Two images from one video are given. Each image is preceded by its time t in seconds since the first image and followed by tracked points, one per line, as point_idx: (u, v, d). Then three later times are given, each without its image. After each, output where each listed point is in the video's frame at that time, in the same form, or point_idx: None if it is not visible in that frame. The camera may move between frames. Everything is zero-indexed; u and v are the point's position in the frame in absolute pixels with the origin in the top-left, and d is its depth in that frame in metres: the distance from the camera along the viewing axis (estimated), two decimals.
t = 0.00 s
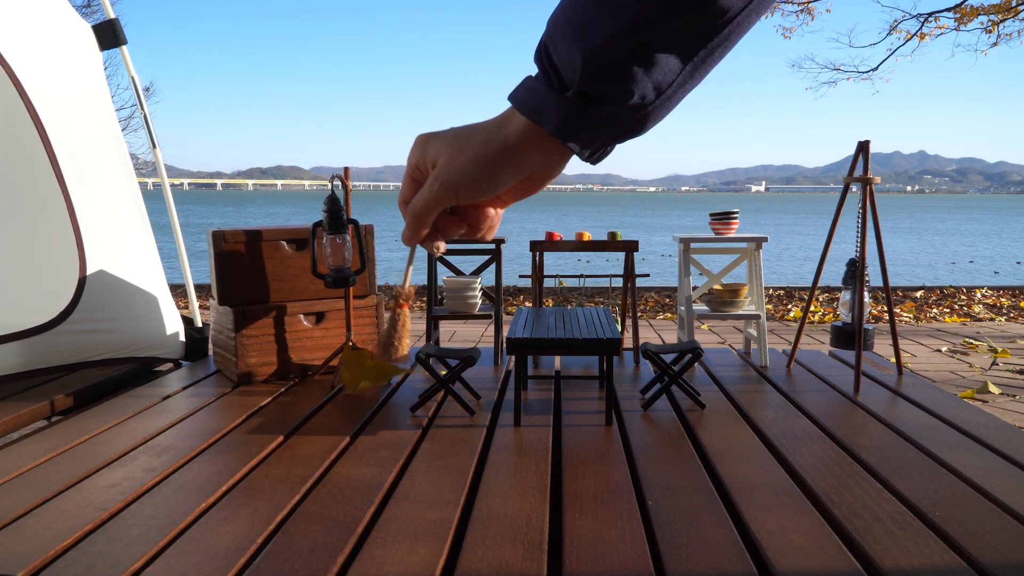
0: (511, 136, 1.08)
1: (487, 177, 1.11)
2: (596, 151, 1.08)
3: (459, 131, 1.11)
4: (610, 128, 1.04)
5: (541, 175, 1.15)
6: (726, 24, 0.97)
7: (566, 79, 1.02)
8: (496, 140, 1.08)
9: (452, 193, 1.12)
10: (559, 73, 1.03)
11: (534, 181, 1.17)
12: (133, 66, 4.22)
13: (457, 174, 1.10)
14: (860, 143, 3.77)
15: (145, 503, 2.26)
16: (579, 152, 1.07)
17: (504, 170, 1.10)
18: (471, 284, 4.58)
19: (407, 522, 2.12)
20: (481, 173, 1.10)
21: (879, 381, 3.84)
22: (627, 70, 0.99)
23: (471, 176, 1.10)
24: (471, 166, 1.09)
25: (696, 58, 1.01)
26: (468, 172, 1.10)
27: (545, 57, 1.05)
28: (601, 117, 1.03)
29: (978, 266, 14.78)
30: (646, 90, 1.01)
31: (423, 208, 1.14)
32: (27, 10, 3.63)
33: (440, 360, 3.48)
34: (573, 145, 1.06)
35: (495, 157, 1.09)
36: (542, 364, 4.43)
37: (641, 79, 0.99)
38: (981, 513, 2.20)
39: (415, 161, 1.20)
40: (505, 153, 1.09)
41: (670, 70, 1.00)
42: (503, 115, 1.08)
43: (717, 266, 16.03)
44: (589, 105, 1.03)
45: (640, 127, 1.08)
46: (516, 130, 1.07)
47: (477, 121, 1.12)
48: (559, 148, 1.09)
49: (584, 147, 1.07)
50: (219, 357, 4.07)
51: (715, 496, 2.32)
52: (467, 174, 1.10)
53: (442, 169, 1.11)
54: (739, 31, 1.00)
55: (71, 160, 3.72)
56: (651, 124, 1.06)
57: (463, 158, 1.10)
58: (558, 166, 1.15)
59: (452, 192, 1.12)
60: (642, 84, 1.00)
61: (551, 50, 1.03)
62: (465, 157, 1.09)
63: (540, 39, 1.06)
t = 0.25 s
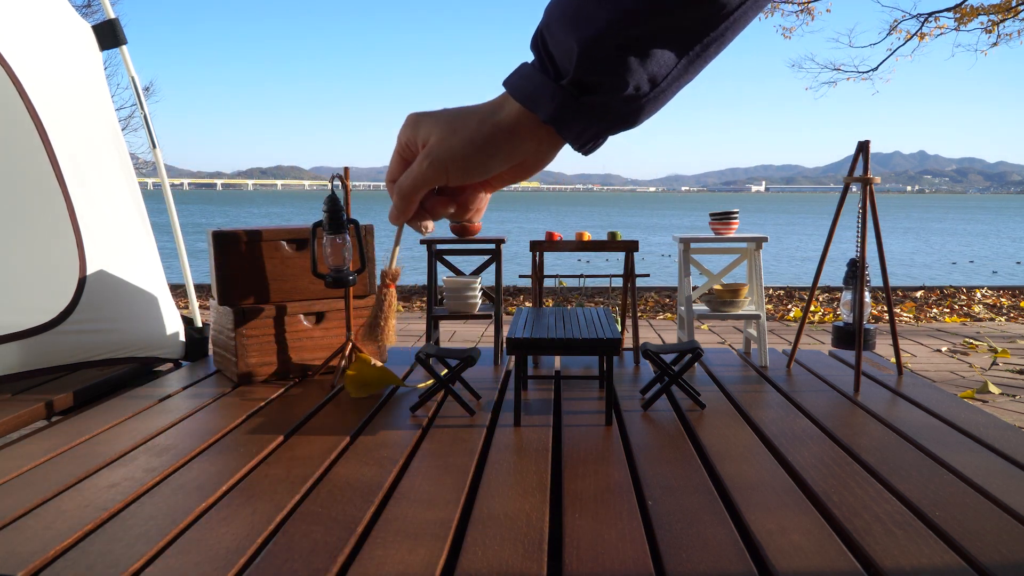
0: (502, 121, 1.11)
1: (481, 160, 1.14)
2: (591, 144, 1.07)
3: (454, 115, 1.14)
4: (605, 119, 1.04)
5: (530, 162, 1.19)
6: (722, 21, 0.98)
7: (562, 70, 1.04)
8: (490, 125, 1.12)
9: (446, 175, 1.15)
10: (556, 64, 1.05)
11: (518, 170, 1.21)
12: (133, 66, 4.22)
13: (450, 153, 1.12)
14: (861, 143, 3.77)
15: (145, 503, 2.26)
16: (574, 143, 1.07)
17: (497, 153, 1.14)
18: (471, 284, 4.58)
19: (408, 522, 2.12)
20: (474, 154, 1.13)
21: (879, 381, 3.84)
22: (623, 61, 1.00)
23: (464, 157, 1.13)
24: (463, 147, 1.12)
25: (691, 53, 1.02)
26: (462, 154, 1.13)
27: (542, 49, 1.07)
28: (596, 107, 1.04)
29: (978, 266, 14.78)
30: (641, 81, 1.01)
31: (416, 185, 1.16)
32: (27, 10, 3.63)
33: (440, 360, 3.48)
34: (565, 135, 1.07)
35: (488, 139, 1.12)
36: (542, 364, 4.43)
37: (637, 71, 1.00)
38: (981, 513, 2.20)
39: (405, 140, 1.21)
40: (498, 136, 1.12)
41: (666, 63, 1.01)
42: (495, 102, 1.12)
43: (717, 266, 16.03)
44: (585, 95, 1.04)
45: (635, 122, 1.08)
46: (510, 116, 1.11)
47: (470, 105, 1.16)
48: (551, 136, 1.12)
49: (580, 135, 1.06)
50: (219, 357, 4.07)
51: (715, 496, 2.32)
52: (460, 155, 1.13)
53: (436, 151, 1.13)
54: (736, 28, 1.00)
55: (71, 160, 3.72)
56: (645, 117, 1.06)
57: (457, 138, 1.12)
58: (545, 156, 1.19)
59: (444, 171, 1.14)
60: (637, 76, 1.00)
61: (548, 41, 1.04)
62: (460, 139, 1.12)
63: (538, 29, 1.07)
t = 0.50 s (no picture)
0: (512, 156, 0.97)
1: (489, 198, 0.98)
2: (592, 164, 0.99)
3: (455, 152, 0.98)
4: (605, 140, 0.97)
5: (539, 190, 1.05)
6: (720, 33, 0.94)
7: (561, 92, 0.95)
8: (495, 159, 0.96)
9: (452, 223, 0.99)
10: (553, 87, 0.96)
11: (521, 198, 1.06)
12: (133, 66, 4.22)
13: (457, 199, 0.97)
14: (861, 143, 3.78)
15: (145, 503, 2.26)
16: (576, 167, 0.97)
17: (506, 188, 0.99)
18: (471, 284, 4.58)
19: (408, 522, 2.12)
20: (480, 195, 0.98)
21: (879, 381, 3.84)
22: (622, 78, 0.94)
23: (472, 201, 0.97)
24: (472, 191, 0.97)
25: (690, 67, 0.96)
26: (468, 196, 0.97)
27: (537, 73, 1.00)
28: (597, 128, 0.96)
29: (978, 266, 14.78)
30: (642, 100, 0.95)
31: (419, 236, 1.00)
32: (27, 10, 3.63)
33: (440, 360, 3.48)
34: (571, 156, 0.95)
35: (495, 177, 0.97)
36: (542, 364, 4.43)
37: (637, 88, 0.94)
38: (981, 513, 2.20)
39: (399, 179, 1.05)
40: (506, 174, 0.97)
41: (665, 79, 0.95)
42: (499, 132, 0.97)
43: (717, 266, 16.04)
44: (584, 117, 0.95)
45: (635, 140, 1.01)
46: (515, 148, 0.96)
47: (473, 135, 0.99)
48: (555, 160, 0.98)
49: (583, 160, 0.97)
50: (219, 357, 4.07)
51: (715, 496, 2.32)
52: (468, 197, 0.97)
53: (439, 197, 0.98)
54: (733, 38, 0.96)
55: (71, 160, 3.73)
56: (646, 136, 1.00)
57: (464, 180, 0.97)
58: (551, 177, 1.05)
59: (453, 218, 0.99)
60: (637, 94, 0.95)
61: (545, 64, 0.97)
62: (467, 181, 0.97)
63: (530, 57, 1.01)
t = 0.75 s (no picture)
0: (492, 149, 1.06)
1: (468, 183, 1.05)
2: (581, 163, 1.05)
3: (442, 140, 1.07)
4: (595, 136, 1.03)
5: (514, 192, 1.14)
6: (711, 31, 0.97)
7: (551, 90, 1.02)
8: (480, 150, 1.06)
9: (430, 204, 1.04)
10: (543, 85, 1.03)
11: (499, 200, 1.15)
12: (134, 66, 4.22)
13: (435, 181, 1.04)
14: (861, 143, 3.78)
15: (145, 503, 2.26)
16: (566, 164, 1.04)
17: (484, 180, 1.06)
18: (471, 284, 4.58)
19: (408, 522, 2.12)
20: (461, 179, 1.04)
21: (879, 380, 3.83)
22: (612, 75, 0.99)
23: (449, 182, 1.04)
24: (450, 173, 1.04)
25: (681, 66, 1.01)
26: (451, 178, 1.04)
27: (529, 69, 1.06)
28: (587, 123, 1.02)
29: (978, 266, 14.78)
30: (633, 98, 1.01)
31: (393, 217, 1.04)
32: (27, 10, 3.63)
33: (440, 360, 3.48)
34: (554, 152, 1.03)
35: (479, 167, 1.05)
36: (542, 364, 4.43)
37: (627, 86, 0.99)
38: (981, 513, 2.20)
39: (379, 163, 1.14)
40: (487, 165, 1.06)
41: (656, 78, 1.00)
42: (482, 127, 1.06)
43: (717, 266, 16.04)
44: (573, 114, 1.01)
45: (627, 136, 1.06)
46: (502, 141, 1.05)
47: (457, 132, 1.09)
48: (539, 159, 1.07)
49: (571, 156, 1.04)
50: (219, 357, 4.07)
51: (715, 496, 2.32)
52: (446, 180, 1.04)
53: (423, 174, 1.04)
54: (729, 37, 0.99)
55: (71, 160, 3.72)
56: (637, 134, 1.05)
57: (443, 164, 1.04)
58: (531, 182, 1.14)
59: (430, 201, 1.04)
60: (628, 91, 0.99)
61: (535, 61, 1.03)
62: (447, 166, 1.04)
63: (524, 51, 1.07)
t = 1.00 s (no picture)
0: (495, 167, 0.80)
1: (465, 221, 0.82)
2: (575, 176, 0.85)
3: (425, 167, 0.80)
4: (588, 147, 0.84)
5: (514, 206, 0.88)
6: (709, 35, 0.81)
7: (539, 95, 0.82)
8: (473, 175, 0.80)
9: (423, 243, 0.82)
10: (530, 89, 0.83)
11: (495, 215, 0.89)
12: (134, 66, 4.22)
13: (429, 216, 0.80)
14: (861, 143, 3.78)
15: (144, 503, 2.26)
16: (557, 177, 0.83)
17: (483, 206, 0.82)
18: (471, 284, 4.58)
19: (408, 522, 2.12)
20: (457, 219, 0.81)
21: (879, 381, 3.83)
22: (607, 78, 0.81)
23: (447, 215, 0.80)
24: (448, 204, 0.80)
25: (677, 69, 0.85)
26: (443, 221, 0.80)
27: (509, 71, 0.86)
28: (580, 134, 0.83)
29: (978, 266, 14.78)
30: (629, 104, 0.83)
31: (382, 260, 0.82)
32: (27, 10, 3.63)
33: (440, 360, 3.48)
34: (553, 163, 0.81)
35: (475, 198, 0.81)
36: (542, 364, 4.43)
37: (622, 90, 0.82)
38: (981, 513, 2.20)
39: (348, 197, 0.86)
40: (486, 192, 0.81)
41: (651, 83, 0.83)
42: (478, 139, 0.80)
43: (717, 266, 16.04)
44: (565, 122, 0.82)
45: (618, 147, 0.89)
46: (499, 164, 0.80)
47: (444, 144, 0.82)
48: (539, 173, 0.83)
49: (563, 170, 0.84)
50: (219, 357, 4.07)
51: (715, 496, 2.32)
52: (442, 210, 0.80)
53: (406, 219, 0.80)
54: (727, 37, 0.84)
55: (71, 160, 3.72)
56: (629, 143, 0.88)
57: (437, 194, 0.79)
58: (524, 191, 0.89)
59: (423, 238, 0.81)
60: (624, 96, 0.82)
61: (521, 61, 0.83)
62: (441, 196, 0.80)
63: (505, 57, 0.88)
